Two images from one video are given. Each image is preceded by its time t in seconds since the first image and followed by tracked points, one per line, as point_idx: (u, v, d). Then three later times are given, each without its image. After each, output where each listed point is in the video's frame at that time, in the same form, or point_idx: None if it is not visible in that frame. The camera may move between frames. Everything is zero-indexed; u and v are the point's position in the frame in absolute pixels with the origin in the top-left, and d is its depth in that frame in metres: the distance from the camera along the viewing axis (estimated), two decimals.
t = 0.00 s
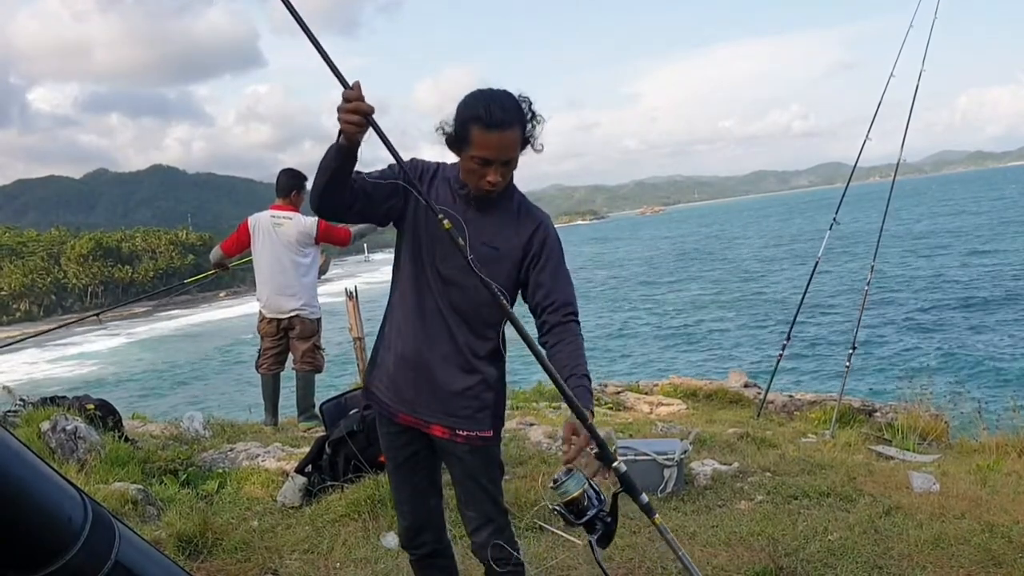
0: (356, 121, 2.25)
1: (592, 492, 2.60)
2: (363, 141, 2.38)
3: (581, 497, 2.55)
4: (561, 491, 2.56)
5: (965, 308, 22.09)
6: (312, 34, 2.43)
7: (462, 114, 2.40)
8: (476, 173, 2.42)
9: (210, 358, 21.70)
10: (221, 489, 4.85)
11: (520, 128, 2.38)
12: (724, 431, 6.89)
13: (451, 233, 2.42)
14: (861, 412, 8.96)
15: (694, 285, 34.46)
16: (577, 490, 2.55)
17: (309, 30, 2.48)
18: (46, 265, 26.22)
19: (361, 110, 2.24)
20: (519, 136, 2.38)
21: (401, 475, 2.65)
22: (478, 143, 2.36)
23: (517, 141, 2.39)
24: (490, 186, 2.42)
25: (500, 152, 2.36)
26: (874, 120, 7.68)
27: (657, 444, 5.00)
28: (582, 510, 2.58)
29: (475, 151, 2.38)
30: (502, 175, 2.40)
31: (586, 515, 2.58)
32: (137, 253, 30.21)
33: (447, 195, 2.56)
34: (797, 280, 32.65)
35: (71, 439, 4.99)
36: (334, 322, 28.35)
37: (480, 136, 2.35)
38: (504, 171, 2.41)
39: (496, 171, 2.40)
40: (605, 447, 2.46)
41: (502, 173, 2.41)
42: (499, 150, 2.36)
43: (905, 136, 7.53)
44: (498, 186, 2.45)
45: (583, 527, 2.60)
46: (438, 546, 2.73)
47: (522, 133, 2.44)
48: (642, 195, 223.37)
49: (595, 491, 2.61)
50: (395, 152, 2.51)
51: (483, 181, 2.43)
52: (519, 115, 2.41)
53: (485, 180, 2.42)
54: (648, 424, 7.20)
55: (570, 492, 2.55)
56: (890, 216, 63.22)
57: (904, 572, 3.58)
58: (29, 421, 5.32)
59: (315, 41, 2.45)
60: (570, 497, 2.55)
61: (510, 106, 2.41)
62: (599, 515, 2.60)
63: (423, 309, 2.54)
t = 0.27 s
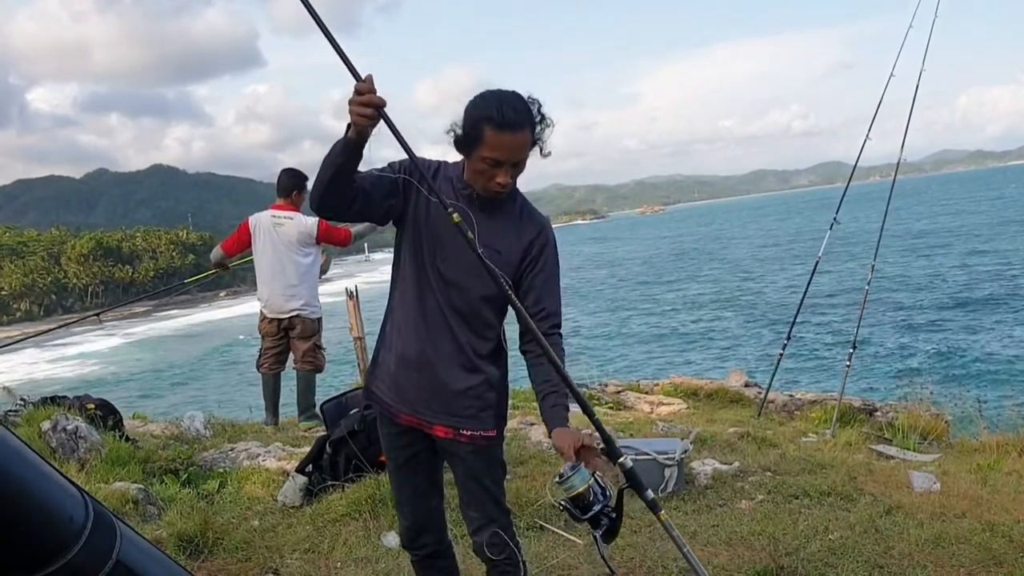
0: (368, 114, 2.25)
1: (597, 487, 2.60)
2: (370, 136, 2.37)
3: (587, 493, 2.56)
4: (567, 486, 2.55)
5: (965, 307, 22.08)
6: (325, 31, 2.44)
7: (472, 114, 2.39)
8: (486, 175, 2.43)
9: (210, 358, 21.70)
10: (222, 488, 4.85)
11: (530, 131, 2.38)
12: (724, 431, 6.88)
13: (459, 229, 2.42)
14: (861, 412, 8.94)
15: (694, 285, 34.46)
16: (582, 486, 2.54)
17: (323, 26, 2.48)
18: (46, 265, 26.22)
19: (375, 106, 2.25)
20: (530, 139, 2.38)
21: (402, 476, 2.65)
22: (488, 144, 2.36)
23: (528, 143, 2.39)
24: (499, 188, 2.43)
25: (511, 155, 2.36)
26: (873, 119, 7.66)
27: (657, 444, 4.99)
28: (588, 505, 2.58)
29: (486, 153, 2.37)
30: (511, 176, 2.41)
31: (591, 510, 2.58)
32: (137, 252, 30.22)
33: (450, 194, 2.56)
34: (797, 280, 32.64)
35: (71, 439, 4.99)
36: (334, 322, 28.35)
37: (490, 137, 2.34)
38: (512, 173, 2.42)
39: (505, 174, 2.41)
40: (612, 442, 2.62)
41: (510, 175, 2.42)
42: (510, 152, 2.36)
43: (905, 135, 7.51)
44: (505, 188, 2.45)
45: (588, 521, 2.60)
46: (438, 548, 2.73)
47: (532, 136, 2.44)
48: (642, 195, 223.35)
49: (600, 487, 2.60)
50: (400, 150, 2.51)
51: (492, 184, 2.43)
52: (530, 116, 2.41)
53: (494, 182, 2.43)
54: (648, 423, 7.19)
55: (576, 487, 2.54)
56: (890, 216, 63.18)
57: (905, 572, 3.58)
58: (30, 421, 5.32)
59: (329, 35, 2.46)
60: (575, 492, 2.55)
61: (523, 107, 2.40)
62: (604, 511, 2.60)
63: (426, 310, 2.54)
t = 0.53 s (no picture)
0: (369, 112, 2.24)
1: (596, 491, 2.58)
2: (371, 135, 2.37)
3: (585, 496, 2.53)
4: (565, 490, 2.52)
5: (964, 307, 22.09)
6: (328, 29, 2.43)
7: (475, 116, 2.38)
8: (488, 179, 2.43)
9: (210, 358, 21.72)
10: (221, 488, 4.85)
11: (535, 136, 2.38)
12: (724, 431, 6.88)
13: (460, 228, 2.43)
14: (861, 412, 8.94)
15: (694, 285, 34.46)
16: (581, 489, 2.52)
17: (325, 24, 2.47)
18: (46, 265, 26.23)
19: (378, 105, 2.25)
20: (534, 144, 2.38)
21: (401, 477, 2.66)
22: (492, 148, 2.35)
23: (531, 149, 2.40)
24: (502, 190, 2.43)
25: (515, 158, 2.37)
26: (873, 119, 7.66)
27: (657, 444, 4.99)
28: (587, 509, 2.57)
29: (490, 156, 2.37)
30: (514, 180, 2.42)
31: (590, 514, 2.57)
32: (137, 253, 30.24)
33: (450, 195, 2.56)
34: (796, 280, 32.64)
35: (71, 439, 4.99)
36: (333, 322, 28.36)
37: (495, 141, 2.34)
38: (516, 176, 2.42)
39: (508, 177, 2.41)
40: (613, 444, 2.62)
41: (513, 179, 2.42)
42: (515, 158, 2.36)
43: (905, 135, 7.50)
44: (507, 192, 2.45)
45: (587, 525, 2.59)
46: (437, 549, 2.73)
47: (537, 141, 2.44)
48: (642, 195, 223.35)
49: (599, 491, 2.60)
50: (401, 150, 2.51)
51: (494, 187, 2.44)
52: (534, 119, 2.40)
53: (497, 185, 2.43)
54: (648, 423, 7.19)
55: (574, 491, 2.51)
56: (890, 216, 63.16)
57: (905, 572, 3.57)
58: (30, 421, 5.32)
59: (328, 31, 2.45)
60: (573, 496, 2.52)
61: (528, 111, 2.40)
62: (602, 514, 2.60)
63: (425, 310, 2.54)
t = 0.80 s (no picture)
0: (369, 112, 2.24)
1: (595, 491, 2.61)
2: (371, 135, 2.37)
3: (584, 496, 2.54)
4: (564, 489, 2.55)
5: (963, 307, 22.09)
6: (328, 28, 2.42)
7: (475, 116, 2.38)
8: (487, 178, 2.42)
9: (210, 357, 21.71)
10: (221, 488, 4.85)
11: (534, 136, 2.37)
12: (723, 430, 6.87)
13: (460, 227, 2.43)
14: (860, 412, 8.94)
15: (694, 284, 34.45)
16: (579, 489, 2.54)
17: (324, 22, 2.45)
18: (46, 265, 26.23)
19: (379, 105, 2.25)
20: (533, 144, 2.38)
21: (403, 477, 2.66)
22: (492, 148, 2.35)
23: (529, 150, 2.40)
24: (501, 190, 2.42)
25: (515, 159, 2.36)
26: (872, 119, 7.66)
27: (656, 443, 4.99)
28: (586, 508, 2.58)
29: (489, 157, 2.37)
30: (514, 180, 2.41)
31: (590, 514, 2.58)
32: (136, 252, 30.24)
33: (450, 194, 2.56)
34: (796, 279, 32.64)
35: (71, 439, 4.98)
36: (333, 322, 28.36)
37: (495, 141, 2.33)
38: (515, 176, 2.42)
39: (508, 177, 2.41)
40: (613, 444, 2.62)
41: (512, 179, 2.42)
42: (514, 158, 2.36)
43: (904, 134, 7.50)
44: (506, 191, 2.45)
45: (587, 524, 2.60)
46: (438, 549, 2.73)
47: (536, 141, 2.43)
48: (642, 195, 223.37)
49: (598, 491, 2.61)
50: (401, 149, 2.51)
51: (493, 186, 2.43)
52: (534, 119, 2.40)
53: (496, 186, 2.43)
54: (648, 423, 7.20)
55: (573, 490, 2.53)
56: (889, 216, 63.16)
57: (904, 572, 3.58)
58: (29, 421, 5.33)
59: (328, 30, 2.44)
60: (573, 496, 2.54)
61: (527, 110, 2.39)
62: (602, 513, 2.60)
63: (426, 310, 2.54)
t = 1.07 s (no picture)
0: (366, 113, 2.24)
1: (594, 491, 2.62)
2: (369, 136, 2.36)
3: (583, 497, 2.55)
4: (563, 490, 2.56)
5: (963, 307, 22.11)
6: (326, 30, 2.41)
7: (472, 114, 2.38)
8: (482, 177, 2.42)
9: (209, 358, 21.69)
10: (221, 488, 4.85)
11: (530, 135, 2.37)
12: (723, 430, 6.86)
13: (459, 228, 2.42)
14: (860, 412, 8.94)
15: (694, 284, 34.45)
16: (578, 490, 2.54)
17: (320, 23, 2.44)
18: (46, 265, 26.20)
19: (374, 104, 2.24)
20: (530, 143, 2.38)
21: (405, 477, 2.66)
22: (488, 147, 2.35)
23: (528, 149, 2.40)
24: (497, 189, 2.42)
25: (511, 158, 2.36)
26: (872, 119, 7.66)
27: (656, 443, 4.99)
28: (586, 509, 2.59)
29: (486, 156, 2.37)
30: (511, 178, 2.41)
31: (589, 514, 2.58)
32: (136, 252, 30.21)
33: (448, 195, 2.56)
34: (796, 279, 32.66)
35: (70, 439, 4.98)
36: (334, 322, 28.35)
37: (491, 140, 2.33)
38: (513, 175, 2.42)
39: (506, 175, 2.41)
40: (611, 445, 2.62)
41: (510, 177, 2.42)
42: (510, 158, 2.36)
43: (904, 135, 7.49)
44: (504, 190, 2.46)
45: (586, 526, 2.60)
46: (440, 549, 2.72)
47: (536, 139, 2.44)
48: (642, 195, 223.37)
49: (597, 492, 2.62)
50: (400, 151, 2.51)
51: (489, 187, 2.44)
52: (531, 118, 2.40)
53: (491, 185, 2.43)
54: (647, 422, 7.20)
55: (572, 491, 2.54)
56: (889, 216, 63.15)
57: (905, 572, 3.57)
58: (29, 421, 5.32)
59: (325, 31, 2.43)
60: (572, 497, 2.54)
61: (525, 109, 2.39)
62: (602, 514, 2.60)
63: (426, 311, 2.54)
